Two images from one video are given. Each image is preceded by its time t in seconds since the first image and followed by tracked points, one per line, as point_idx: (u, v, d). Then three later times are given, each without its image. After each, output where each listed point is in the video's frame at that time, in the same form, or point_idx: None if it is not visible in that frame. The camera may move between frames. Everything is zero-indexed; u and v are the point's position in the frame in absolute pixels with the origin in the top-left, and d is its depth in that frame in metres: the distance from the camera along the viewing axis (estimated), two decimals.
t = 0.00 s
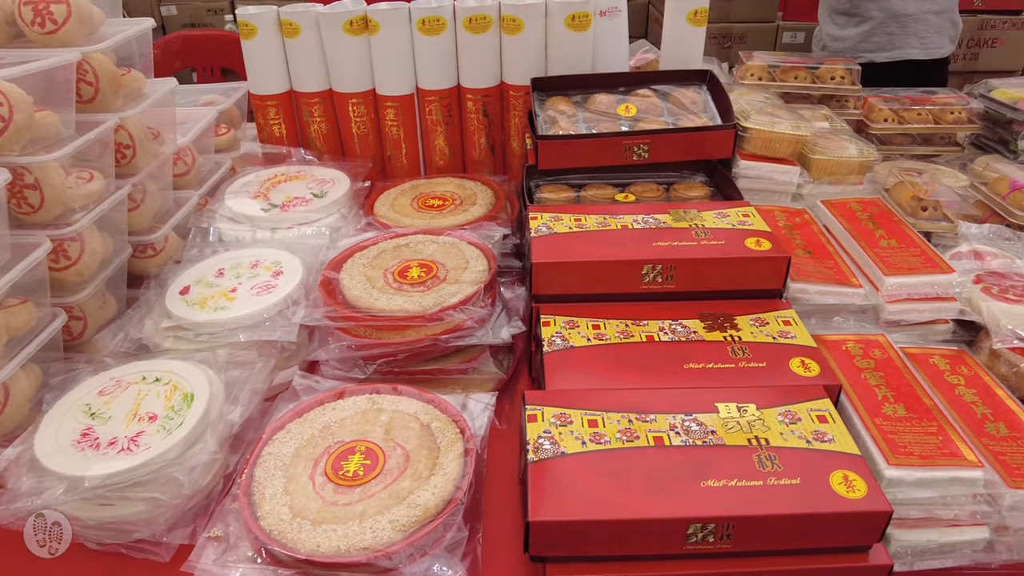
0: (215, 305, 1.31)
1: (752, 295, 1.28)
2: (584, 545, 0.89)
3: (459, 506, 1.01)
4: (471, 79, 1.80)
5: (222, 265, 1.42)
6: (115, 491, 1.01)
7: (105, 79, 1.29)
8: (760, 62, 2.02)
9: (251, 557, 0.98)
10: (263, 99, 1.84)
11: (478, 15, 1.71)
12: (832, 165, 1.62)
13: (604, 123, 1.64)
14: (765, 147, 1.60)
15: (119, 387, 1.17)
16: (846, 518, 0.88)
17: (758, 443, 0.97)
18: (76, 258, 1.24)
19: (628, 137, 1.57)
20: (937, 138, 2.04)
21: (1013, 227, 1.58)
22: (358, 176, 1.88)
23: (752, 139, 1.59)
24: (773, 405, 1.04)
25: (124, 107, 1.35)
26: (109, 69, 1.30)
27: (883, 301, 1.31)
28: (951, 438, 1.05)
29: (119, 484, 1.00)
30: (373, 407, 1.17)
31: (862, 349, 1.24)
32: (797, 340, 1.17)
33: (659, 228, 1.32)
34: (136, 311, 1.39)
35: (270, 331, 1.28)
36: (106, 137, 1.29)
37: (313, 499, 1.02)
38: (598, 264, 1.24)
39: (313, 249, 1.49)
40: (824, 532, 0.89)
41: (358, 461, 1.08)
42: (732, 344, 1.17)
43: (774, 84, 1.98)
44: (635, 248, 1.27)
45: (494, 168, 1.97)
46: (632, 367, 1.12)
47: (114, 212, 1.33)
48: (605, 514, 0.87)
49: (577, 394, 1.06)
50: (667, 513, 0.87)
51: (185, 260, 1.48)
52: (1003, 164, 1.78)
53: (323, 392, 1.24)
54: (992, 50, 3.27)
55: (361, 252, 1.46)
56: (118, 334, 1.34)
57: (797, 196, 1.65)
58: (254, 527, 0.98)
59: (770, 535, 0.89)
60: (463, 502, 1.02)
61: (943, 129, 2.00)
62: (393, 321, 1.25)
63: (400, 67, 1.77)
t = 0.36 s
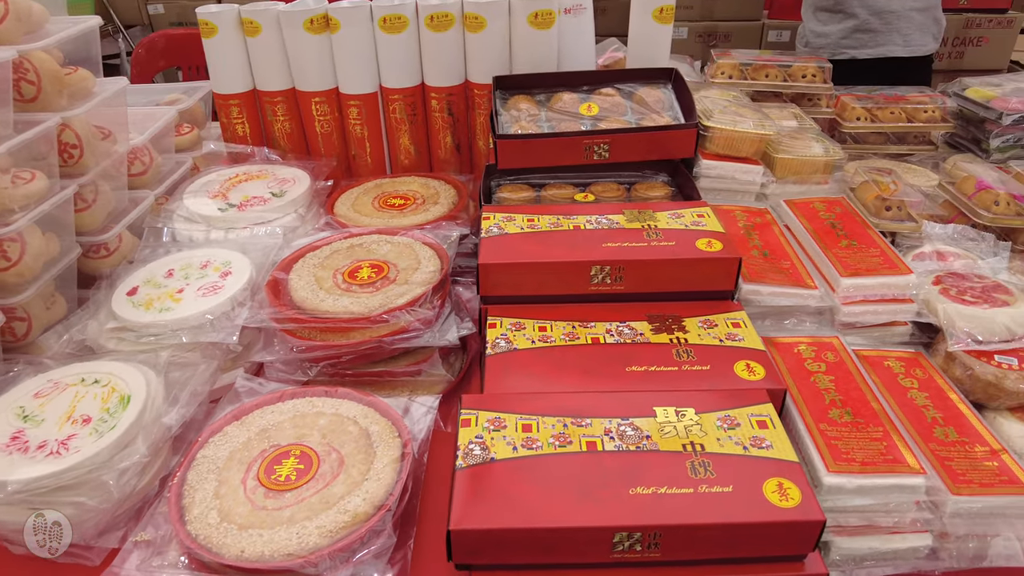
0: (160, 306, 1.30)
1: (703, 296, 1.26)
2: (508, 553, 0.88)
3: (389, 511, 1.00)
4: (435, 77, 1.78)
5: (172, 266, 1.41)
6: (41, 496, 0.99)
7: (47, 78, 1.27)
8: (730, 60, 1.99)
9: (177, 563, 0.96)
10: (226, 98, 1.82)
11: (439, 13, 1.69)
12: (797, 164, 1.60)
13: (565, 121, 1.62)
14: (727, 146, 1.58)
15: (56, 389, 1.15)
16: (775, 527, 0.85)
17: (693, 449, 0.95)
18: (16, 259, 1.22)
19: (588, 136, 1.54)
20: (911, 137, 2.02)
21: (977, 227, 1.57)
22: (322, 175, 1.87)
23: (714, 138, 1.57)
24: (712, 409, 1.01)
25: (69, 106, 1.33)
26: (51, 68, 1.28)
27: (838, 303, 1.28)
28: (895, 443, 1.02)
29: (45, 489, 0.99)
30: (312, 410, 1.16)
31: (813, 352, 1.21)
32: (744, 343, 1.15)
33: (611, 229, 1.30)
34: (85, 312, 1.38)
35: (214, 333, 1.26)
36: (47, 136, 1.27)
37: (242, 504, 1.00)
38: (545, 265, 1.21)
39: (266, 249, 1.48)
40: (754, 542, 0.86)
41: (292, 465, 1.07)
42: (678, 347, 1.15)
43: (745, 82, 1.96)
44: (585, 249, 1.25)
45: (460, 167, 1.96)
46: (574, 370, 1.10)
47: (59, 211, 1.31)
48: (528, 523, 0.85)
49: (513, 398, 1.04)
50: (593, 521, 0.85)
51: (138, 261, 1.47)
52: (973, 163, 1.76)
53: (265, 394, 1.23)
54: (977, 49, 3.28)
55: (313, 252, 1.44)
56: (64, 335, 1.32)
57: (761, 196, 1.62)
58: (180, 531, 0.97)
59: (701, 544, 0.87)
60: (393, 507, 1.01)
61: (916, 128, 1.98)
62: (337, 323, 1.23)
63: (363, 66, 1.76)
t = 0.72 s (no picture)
0: (101, 307, 1.28)
1: (652, 299, 1.23)
2: (425, 565, 0.85)
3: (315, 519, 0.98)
4: (396, 75, 1.75)
5: (119, 266, 1.39)
6: None
7: None
8: (702, 58, 1.97)
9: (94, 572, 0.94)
10: (187, 96, 1.80)
11: (398, 10, 1.66)
12: (761, 164, 1.57)
13: (527, 120, 1.59)
14: (690, 146, 1.55)
15: None
16: (699, 541, 0.82)
17: (622, 458, 0.92)
18: None
19: (546, 135, 1.51)
20: (889, 137, 1.98)
21: (945, 229, 1.55)
22: (286, 174, 1.85)
23: (675, 138, 1.54)
24: (647, 416, 0.99)
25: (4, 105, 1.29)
26: None
27: (793, 307, 1.25)
28: (838, 453, 0.98)
29: None
30: (247, 414, 1.14)
31: (763, 357, 1.18)
32: (688, 348, 1.13)
33: (560, 231, 1.27)
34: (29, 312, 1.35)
35: (154, 335, 1.24)
36: None
37: (164, 511, 0.98)
38: (489, 267, 1.19)
39: (216, 250, 1.46)
40: (678, 556, 0.84)
41: (220, 471, 1.05)
42: (621, 351, 1.12)
43: (717, 80, 1.93)
44: (530, 251, 1.22)
45: (428, 166, 1.93)
46: (511, 375, 1.07)
47: None
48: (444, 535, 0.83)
49: (444, 404, 1.01)
50: (510, 533, 0.83)
51: (86, 261, 1.45)
52: (946, 163, 1.73)
53: (203, 398, 1.21)
54: (968, 48, 3.24)
55: (262, 254, 1.43)
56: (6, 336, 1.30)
57: (724, 196, 1.59)
58: (97, 539, 0.94)
59: (622, 559, 0.84)
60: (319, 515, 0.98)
61: (893, 127, 1.95)
62: (276, 326, 1.21)
63: (323, 63, 1.73)
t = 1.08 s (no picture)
0: (47, 307, 1.26)
1: (603, 301, 1.21)
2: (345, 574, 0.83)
3: (244, 525, 0.96)
4: (361, 71, 1.73)
5: (70, 266, 1.38)
6: None
7: None
8: (676, 55, 1.94)
9: None
10: (152, 94, 1.78)
11: (361, 5, 1.64)
12: (726, 163, 1.54)
13: (490, 117, 1.57)
14: (654, 144, 1.52)
15: None
16: (624, 553, 0.80)
17: (553, 466, 0.90)
18: None
19: (507, 132, 1.49)
20: (867, 135, 1.95)
21: (913, 229, 1.52)
22: (252, 172, 1.83)
23: (639, 136, 1.51)
24: (584, 422, 0.96)
25: None
26: None
27: (748, 309, 1.22)
28: (781, 462, 0.95)
29: None
30: (186, 417, 1.13)
31: (714, 361, 1.14)
32: (635, 351, 1.10)
33: (512, 231, 1.25)
34: None
35: (98, 335, 1.23)
36: None
37: (92, 515, 0.96)
38: (435, 268, 1.16)
39: (170, 250, 1.45)
40: (603, 568, 0.81)
41: (154, 475, 1.03)
42: (566, 355, 1.10)
43: (691, 78, 1.91)
44: (479, 251, 1.19)
45: (396, 163, 1.90)
46: (451, 378, 1.05)
47: None
48: (363, 543, 0.81)
49: (378, 409, 1.00)
50: (430, 542, 0.81)
51: (40, 260, 1.43)
52: (919, 163, 1.70)
53: (146, 399, 1.19)
54: (959, 46, 3.20)
55: (215, 253, 1.42)
56: None
57: (690, 196, 1.56)
58: (20, 544, 0.92)
59: (546, 570, 0.82)
60: (248, 522, 0.97)
61: (871, 126, 1.91)
62: (219, 327, 1.20)
63: (287, 60, 1.71)
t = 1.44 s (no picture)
0: (3, 305, 1.24)
1: (559, 301, 1.20)
2: None
3: (185, 525, 0.95)
4: (331, 69, 1.72)
5: (31, 264, 1.37)
6: None
7: None
8: (652, 54, 1.92)
9: None
10: (123, 91, 1.77)
11: (329, 2, 1.62)
12: (694, 162, 1.52)
13: (457, 115, 1.56)
14: (620, 142, 1.51)
15: None
16: (554, 558, 0.79)
17: (491, 468, 0.89)
18: None
19: (472, 130, 1.47)
20: (846, 133, 1.93)
21: (883, 229, 1.50)
22: (224, 170, 1.83)
23: (605, 134, 1.50)
24: (527, 424, 0.95)
25: None
26: None
27: (706, 309, 1.21)
28: (725, 465, 0.93)
29: None
30: (136, 416, 1.12)
31: (669, 362, 1.13)
32: (587, 352, 1.09)
33: (468, 230, 1.23)
34: None
35: (52, 333, 1.22)
36: None
37: (33, 515, 0.95)
38: (387, 267, 1.15)
39: (133, 248, 1.45)
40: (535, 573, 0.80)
41: (100, 474, 1.02)
42: (517, 355, 1.09)
43: (666, 76, 1.88)
44: (433, 250, 1.18)
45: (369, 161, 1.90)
46: (398, 379, 1.05)
47: None
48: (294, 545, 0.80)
49: (321, 410, 1.00)
50: (359, 545, 0.80)
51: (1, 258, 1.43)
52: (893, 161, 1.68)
53: (99, 398, 1.18)
54: (951, 44, 3.17)
55: (177, 251, 1.42)
56: None
57: (658, 195, 1.55)
58: None
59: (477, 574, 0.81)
60: (190, 522, 0.96)
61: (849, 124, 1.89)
62: (173, 325, 1.19)
63: (257, 57, 1.70)
